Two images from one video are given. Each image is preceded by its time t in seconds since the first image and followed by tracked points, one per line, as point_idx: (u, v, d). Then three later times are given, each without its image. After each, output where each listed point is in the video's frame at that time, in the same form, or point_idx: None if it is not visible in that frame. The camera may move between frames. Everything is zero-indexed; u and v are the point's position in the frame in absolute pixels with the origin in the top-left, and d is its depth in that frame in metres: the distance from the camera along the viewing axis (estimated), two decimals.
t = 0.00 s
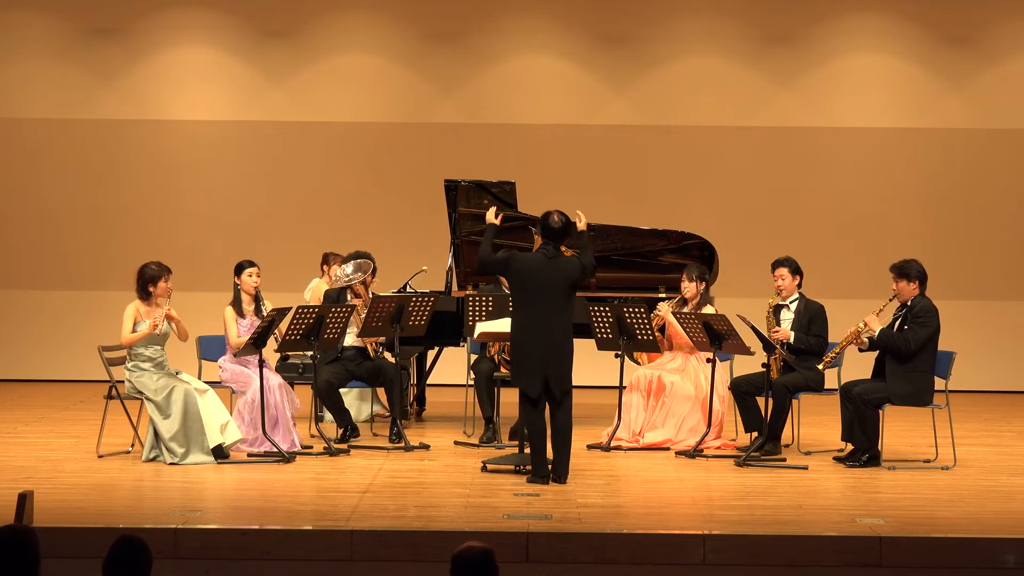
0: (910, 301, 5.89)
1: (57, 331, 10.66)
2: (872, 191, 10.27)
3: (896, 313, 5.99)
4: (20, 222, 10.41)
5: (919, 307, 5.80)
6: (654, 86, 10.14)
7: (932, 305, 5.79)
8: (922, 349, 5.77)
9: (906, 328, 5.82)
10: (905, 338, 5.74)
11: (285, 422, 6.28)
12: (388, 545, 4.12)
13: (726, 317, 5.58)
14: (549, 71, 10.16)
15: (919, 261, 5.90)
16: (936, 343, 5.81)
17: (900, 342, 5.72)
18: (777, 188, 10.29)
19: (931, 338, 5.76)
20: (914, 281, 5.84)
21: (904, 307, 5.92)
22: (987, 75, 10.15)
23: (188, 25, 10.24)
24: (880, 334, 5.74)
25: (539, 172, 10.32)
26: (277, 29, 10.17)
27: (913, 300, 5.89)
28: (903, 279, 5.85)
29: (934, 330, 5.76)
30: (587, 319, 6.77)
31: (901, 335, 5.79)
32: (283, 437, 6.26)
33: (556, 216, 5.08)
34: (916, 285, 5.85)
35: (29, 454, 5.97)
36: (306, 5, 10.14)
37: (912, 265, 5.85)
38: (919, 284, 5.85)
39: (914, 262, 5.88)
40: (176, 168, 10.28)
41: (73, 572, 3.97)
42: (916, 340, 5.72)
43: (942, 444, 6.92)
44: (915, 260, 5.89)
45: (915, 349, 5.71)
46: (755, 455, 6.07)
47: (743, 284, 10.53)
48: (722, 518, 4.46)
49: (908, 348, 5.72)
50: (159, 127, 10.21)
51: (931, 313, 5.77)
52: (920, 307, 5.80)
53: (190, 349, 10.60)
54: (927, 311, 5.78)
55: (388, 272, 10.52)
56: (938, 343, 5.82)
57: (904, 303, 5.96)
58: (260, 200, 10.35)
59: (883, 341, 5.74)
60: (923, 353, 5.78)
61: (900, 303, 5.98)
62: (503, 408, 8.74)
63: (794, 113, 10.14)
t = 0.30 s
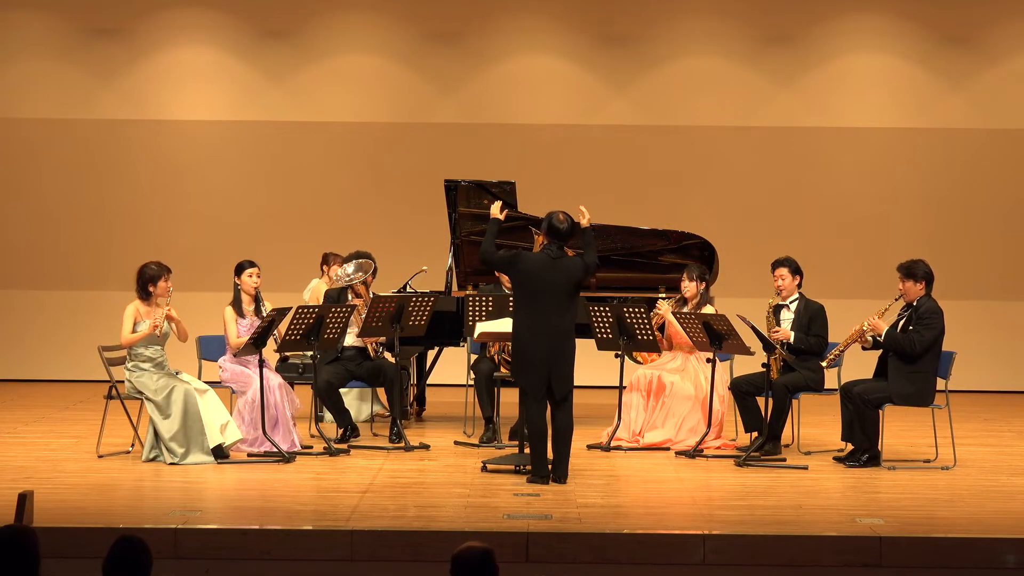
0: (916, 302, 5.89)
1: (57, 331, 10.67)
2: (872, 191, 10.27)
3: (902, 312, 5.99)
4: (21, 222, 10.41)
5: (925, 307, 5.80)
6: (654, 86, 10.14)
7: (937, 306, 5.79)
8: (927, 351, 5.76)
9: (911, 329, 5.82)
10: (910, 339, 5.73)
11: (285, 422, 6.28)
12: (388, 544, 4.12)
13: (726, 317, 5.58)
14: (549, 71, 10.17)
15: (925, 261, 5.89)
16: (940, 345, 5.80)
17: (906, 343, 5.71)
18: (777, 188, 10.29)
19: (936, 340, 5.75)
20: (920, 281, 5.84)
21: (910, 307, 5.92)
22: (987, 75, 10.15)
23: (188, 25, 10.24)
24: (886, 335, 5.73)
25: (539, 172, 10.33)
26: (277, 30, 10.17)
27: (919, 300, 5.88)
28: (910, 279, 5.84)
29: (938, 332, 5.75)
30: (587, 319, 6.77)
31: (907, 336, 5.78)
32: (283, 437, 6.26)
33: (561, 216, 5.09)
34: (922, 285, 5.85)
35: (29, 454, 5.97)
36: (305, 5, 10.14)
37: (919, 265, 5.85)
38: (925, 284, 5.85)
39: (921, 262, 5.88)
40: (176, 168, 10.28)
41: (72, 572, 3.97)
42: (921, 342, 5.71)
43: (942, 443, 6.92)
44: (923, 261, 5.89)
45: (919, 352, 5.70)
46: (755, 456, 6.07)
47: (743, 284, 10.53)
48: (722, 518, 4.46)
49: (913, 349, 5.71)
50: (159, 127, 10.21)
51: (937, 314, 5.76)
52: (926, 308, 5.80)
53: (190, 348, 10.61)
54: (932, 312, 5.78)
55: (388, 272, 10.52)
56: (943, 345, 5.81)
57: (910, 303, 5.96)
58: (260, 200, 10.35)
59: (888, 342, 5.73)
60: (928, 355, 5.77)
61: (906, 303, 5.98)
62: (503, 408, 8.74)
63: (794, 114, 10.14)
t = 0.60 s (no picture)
0: (918, 301, 5.89)
1: (57, 331, 10.67)
2: (872, 191, 10.27)
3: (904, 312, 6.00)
4: (21, 222, 10.41)
5: (927, 307, 5.80)
6: (654, 87, 10.14)
7: (939, 306, 5.79)
8: (928, 351, 5.75)
9: (913, 328, 5.82)
10: (911, 339, 5.73)
11: (285, 422, 6.28)
12: (388, 544, 4.13)
13: (726, 317, 5.58)
14: (549, 71, 10.16)
15: (929, 261, 5.90)
16: (942, 346, 5.80)
17: (906, 343, 5.72)
18: (777, 188, 10.29)
19: (937, 340, 5.75)
20: (922, 281, 5.84)
21: (912, 306, 5.92)
22: (987, 75, 10.15)
23: (188, 26, 10.24)
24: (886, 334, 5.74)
25: (539, 172, 10.33)
26: (277, 30, 10.17)
27: (921, 300, 5.88)
28: (912, 279, 5.85)
29: (940, 332, 5.75)
30: (587, 319, 6.78)
31: (908, 336, 5.77)
32: (283, 437, 6.26)
33: (563, 216, 5.09)
34: (925, 285, 5.85)
35: (29, 454, 5.97)
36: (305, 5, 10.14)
37: (922, 265, 5.85)
38: (928, 284, 5.85)
39: (924, 262, 5.88)
40: (176, 168, 10.28)
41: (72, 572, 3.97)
42: (922, 342, 5.71)
43: (942, 444, 6.92)
44: (925, 261, 5.89)
45: (921, 352, 5.70)
46: (755, 456, 6.07)
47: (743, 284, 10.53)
48: (722, 518, 4.46)
49: (913, 349, 5.71)
50: (159, 127, 10.21)
51: (938, 314, 5.76)
52: (928, 308, 5.80)
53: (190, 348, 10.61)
54: (934, 312, 5.77)
55: (388, 272, 10.52)
56: (944, 345, 5.81)
57: (912, 303, 5.96)
58: (260, 199, 10.36)
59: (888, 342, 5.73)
60: (930, 355, 5.76)
61: (908, 303, 5.98)
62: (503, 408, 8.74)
63: (794, 114, 10.14)
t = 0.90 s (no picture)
0: (919, 301, 5.90)
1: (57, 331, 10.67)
2: (872, 191, 10.27)
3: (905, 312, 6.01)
4: (21, 222, 10.41)
5: (927, 307, 5.80)
6: (654, 86, 10.14)
7: (939, 306, 5.80)
8: (929, 351, 5.76)
9: (914, 328, 5.82)
10: (912, 339, 5.73)
11: (285, 423, 6.28)
12: (388, 545, 4.13)
13: (726, 317, 5.59)
14: (549, 71, 10.16)
15: (930, 261, 5.90)
16: (942, 346, 5.80)
17: (907, 342, 5.72)
18: (777, 188, 10.30)
19: (938, 340, 5.76)
20: (924, 281, 5.85)
21: (913, 306, 5.93)
22: (987, 75, 10.15)
23: (188, 25, 10.24)
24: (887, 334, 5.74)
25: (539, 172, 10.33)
26: (278, 30, 10.17)
27: (922, 300, 5.89)
28: (913, 279, 5.86)
29: (940, 332, 5.76)
30: (587, 319, 6.78)
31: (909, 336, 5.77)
32: (283, 437, 6.26)
33: (562, 216, 5.09)
34: (926, 285, 5.86)
35: (30, 454, 5.97)
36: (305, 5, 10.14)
37: (923, 264, 5.86)
38: (929, 284, 5.86)
39: (925, 262, 5.89)
40: (176, 168, 10.28)
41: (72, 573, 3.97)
42: (923, 342, 5.72)
43: (942, 443, 6.92)
44: (926, 261, 5.90)
45: (921, 351, 5.70)
46: (755, 456, 6.07)
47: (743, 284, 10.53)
48: (722, 518, 4.46)
49: (914, 349, 5.71)
50: (160, 127, 10.21)
51: (939, 314, 5.76)
52: (928, 308, 5.80)
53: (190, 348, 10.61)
54: (934, 312, 5.78)
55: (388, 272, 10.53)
56: (945, 345, 5.81)
57: (912, 303, 5.97)
58: (260, 199, 10.36)
59: (889, 341, 5.73)
60: (930, 356, 5.77)
61: (908, 302, 5.99)
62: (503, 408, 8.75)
63: (794, 114, 10.14)
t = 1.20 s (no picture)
0: (919, 301, 5.90)
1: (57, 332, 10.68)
2: (872, 191, 10.27)
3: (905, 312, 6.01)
4: (21, 222, 10.42)
5: (927, 307, 5.80)
6: (654, 87, 10.14)
7: (940, 306, 5.79)
8: (928, 351, 5.76)
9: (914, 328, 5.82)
10: (913, 339, 5.73)
11: (285, 422, 6.28)
12: (389, 545, 4.12)
13: (726, 317, 5.59)
14: (549, 71, 10.16)
15: (931, 261, 5.90)
16: (942, 345, 5.80)
17: (908, 342, 5.72)
18: (777, 188, 10.30)
19: (938, 339, 5.75)
20: (924, 281, 5.85)
21: (913, 306, 5.93)
22: (987, 75, 10.14)
23: (188, 25, 10.24)
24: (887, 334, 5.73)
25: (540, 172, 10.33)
26: (278, 30, 10.17)
27: (922, 300, 5.89)
28: (913, 279, 5.86)
29: (940, 332, 5.76)
30: (587, 319, 6.78)
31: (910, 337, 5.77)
32: (284, 438, 6.26)
33: (560, 216, 5.08)
34: (926, 285, 5.86)
35: (30, 454, 5.97)
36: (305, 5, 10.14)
37: (923, 264, 5.86)
38: (929, 283, 5.86)
39: (926, 262, 5.89)
40: (176, 168, 10.28)
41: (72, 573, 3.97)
42: (924, 342, 5.72)
43: (942, 443, 6.92)
44: (927, 261, 5.90)
45: (921, 351, 5.70)
46: (755, 456, 6.06)
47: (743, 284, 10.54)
48: (722, 517, 4.46)
49: (914, 349, 5.71)
50: (160, 127, 10.21)
51: (939, 314, 5.76)
52: (928, 308, 5.80)
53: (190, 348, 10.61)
54: (934, 311, 5.78)
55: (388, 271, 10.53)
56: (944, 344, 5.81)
57: (912, 302, 5.97)
58: (260, 199, 10.36)
59: (890, 341, 5.73)
60: (930, 355, 5.77)
61: (908, 302, 5.99)
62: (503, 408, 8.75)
63: (794, 114, 10.14)
